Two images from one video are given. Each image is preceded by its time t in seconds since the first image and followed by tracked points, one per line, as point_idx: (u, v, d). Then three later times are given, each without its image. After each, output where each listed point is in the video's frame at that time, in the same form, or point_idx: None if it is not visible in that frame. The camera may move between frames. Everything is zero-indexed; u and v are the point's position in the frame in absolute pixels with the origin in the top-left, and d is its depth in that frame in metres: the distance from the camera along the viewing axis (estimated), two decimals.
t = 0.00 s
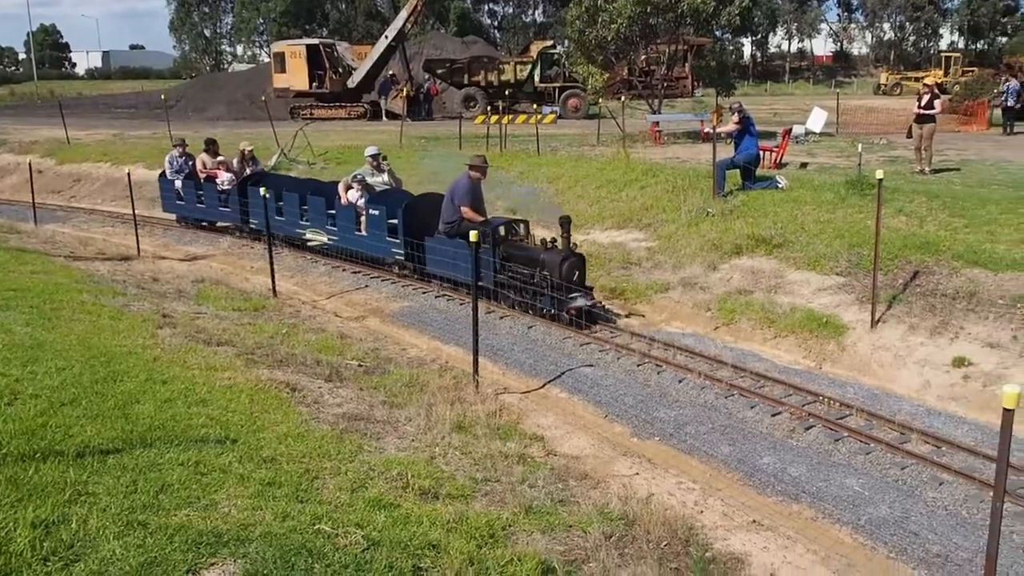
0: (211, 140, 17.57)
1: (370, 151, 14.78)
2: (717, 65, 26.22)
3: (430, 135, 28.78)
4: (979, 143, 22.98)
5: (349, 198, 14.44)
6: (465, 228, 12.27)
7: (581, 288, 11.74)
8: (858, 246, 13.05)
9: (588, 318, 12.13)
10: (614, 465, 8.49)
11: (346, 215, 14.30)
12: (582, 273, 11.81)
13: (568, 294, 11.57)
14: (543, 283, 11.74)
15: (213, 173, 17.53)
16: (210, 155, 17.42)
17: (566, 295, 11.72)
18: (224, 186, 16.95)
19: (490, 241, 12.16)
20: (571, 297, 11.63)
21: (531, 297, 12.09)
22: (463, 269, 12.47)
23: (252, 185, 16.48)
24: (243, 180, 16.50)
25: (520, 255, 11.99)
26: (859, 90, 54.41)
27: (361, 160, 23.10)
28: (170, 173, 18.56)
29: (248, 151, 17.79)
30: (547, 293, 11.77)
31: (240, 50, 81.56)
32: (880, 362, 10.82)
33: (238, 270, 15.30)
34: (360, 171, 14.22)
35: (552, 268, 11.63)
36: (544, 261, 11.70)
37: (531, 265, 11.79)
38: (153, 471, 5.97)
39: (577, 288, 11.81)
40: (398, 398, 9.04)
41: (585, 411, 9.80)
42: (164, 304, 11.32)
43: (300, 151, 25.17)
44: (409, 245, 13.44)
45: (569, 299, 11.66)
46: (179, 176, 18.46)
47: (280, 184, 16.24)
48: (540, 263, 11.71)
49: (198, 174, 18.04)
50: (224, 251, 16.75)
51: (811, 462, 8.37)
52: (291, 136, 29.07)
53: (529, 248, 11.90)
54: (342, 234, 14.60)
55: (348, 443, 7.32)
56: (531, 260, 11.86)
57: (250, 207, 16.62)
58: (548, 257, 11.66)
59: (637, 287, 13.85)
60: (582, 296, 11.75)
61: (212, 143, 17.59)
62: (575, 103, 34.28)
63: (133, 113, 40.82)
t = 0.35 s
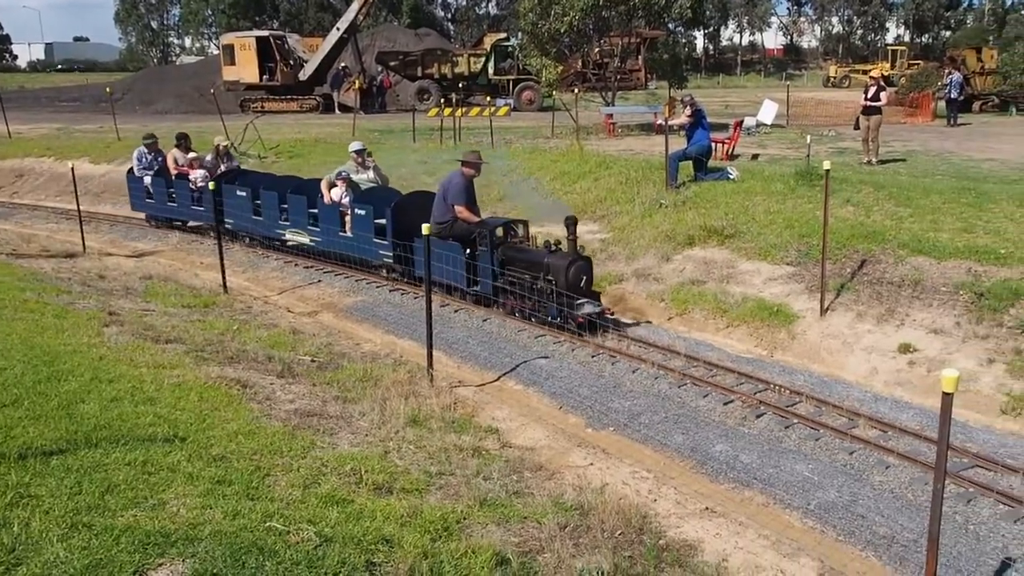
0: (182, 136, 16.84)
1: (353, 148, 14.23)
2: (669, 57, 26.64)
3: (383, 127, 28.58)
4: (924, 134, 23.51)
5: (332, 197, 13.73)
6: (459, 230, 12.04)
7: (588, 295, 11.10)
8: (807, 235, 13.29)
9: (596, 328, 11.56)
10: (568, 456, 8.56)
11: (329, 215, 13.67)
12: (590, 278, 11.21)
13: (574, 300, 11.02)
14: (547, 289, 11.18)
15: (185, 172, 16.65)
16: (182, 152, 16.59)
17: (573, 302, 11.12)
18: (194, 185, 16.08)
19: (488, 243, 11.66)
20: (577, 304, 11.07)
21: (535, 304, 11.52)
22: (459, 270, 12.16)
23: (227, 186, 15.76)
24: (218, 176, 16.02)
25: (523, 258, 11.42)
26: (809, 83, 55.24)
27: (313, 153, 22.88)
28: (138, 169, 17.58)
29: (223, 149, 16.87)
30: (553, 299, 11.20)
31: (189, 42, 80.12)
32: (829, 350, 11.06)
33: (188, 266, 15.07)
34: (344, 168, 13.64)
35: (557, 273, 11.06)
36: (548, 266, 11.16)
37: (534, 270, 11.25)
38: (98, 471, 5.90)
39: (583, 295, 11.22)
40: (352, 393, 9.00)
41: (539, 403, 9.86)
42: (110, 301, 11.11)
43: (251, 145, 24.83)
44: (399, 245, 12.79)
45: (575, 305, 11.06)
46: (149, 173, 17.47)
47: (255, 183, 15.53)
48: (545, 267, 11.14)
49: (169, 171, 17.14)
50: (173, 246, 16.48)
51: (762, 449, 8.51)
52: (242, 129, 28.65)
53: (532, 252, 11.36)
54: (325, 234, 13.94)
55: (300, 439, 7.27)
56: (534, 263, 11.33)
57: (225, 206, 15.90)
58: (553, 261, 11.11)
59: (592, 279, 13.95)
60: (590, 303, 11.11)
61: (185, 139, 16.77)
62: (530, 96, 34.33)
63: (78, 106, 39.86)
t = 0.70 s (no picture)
0: (138, 134, 15.85)
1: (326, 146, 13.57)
2: (608, 49, 27.19)
3: (321, 122, 28.20)
4: (857, 123, 24.12)
5: (305, 199, 13.09)
6: (448, 233, 11.31)
7: (594, 302, 10.39)
8: (747, 224, 13.51)
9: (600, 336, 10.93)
10: (516, 449, 8.56)
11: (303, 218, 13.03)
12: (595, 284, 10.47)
13: (580, 309, 10.29)
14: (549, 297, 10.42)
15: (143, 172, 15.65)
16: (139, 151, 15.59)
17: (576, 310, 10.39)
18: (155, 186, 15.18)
19: (483, 247, 10.91)
20: (582, 312, 10.34)
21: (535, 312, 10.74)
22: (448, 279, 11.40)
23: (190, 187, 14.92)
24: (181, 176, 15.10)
25: (522, 263, 10.63)
26: (745, 74, 56.13)
27: (250, 149, 22.47)
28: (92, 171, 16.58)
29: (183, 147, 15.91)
30: (554, 307, 10.47)
31: (118, 36, 77.97)
32: (770, 336, 11.28)
33: (121, 267, 14.64)
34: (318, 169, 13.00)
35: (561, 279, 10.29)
36: (551, 271, 10.37)
37: (534, 275, 10.49)
38: (32, 481, 5.76)
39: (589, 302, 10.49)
40: (295, 392, 8.84)
41: (486, 397, 9.84)
42: (39, 305, 10.73)
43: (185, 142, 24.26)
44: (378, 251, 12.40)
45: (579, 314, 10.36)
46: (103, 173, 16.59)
47: (219, 183, 14.74)
48: (547, 273, 10.37)
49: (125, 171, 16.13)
50: (105, 247, 16.01)
51: (707, 435, 8.62)
52: (175, 126, 27.97)
53: (531, 256, 10.56)
54: (299, 238, 13.28)
55: (243, 441, 7.12)
56: (534, 268, 10.54)
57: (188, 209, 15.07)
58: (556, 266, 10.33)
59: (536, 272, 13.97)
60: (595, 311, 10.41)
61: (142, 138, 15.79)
62: (470, 89, 34.04)
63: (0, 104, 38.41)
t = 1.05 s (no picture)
0: (77, 136, 14.85)
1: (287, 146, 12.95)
2: (531, 41, 26.86)
3: (241, 120, 27.56)
4: (775, 112, 24.78)
5: (267, 203, 12.39)
6: (431, 237, 10.74)
7: (594, 309, 9.88)
8: (674, 213, 13.73)
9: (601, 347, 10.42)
10: (455, 444, 8.53)
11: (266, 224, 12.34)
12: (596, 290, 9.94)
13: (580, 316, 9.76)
14: (549, 306, 9.84)
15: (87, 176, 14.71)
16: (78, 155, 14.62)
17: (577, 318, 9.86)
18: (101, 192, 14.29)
19: (472, 254, 10.29)
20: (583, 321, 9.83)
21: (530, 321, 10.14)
22: (432, 289, 10.77)
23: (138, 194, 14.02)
24: (125, 182, 14.17)
25: (517, 270, 10.03)
26: (667, 65, 56.94)
27: (167, 149, 21.81)
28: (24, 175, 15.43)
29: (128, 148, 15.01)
30: (554, 316, 9.89)
31: (19, 34, 74.71)
32: (701, 322, 11.49)
33: (34, 274, 14.02)
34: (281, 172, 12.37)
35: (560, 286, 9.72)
36: (549, 277, 9.78)
37: (531, 282, 9.90)
38: None
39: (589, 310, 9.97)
40: (226, 396, 8.61)
41: (422, 393, 9.76)
42: None
43: (97, 142, 23.39)
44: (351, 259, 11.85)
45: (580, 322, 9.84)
46: (40, 179, 15.40)
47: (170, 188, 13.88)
48: (546, 280, 9.78)
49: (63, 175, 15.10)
50: (15, 253, 15.32)
51: (644, 422, 8.73)
52: (86, 126, 26.93)
53: (526, 262, 9.97)
54: (263, 247, 12.58)
55: (174, 447, 6.90)
56: (530, 275, 9.95)
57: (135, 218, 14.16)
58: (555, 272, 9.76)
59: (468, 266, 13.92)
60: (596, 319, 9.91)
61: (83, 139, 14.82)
62: (393, 83, 34.21)
63: None
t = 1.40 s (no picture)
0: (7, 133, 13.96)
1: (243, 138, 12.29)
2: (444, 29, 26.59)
3: (146, 112, 26.56)
4: (688, 97, 25.29)
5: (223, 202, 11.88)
6: (413, 237, 10.09)
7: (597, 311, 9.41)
8: (593, 199, 13.88)
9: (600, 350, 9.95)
10: (382, 435, 8.44)
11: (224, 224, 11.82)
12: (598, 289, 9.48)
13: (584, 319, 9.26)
14: (552, 308, 9.33)
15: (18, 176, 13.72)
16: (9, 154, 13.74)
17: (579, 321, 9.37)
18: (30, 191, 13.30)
19: (462, 254, 9.68)
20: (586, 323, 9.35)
21: (526, 325, 9.62)
22: (416, 292, 10.13)
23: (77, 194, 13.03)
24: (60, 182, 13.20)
25: (514, 271, 9.48)
26: (581, 52, 57.40)
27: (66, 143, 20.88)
28: None
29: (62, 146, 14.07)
30: (555, 319, 9.38)
31: None
32: (623, 305, 11.66)
33: None
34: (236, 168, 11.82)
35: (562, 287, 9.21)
36: (549, 278, 9.27)
37: (529, 283, 9.37)
38: None
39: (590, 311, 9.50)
40: (141, 397, 8.30)
41: (346, 386, 9.63)
42: None
43: None
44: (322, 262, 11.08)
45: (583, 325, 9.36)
46: None
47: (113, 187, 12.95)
48: (547, 280, 9.26)
49: None
50: None
51: (570, 405, 8.81)
52: None
53: (523, 262, 9.43)
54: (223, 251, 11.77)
55: (88, 452, 6.67)
56: (528, 275, 9.42)
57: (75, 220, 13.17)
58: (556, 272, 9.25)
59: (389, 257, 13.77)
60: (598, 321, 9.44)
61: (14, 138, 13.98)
62: (304, 73, 33.68)
63: None
